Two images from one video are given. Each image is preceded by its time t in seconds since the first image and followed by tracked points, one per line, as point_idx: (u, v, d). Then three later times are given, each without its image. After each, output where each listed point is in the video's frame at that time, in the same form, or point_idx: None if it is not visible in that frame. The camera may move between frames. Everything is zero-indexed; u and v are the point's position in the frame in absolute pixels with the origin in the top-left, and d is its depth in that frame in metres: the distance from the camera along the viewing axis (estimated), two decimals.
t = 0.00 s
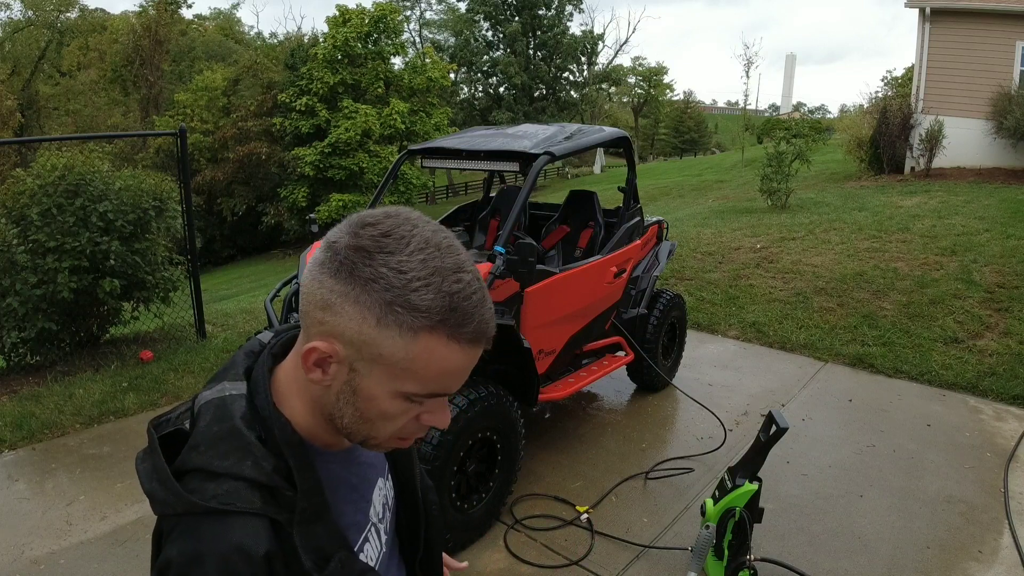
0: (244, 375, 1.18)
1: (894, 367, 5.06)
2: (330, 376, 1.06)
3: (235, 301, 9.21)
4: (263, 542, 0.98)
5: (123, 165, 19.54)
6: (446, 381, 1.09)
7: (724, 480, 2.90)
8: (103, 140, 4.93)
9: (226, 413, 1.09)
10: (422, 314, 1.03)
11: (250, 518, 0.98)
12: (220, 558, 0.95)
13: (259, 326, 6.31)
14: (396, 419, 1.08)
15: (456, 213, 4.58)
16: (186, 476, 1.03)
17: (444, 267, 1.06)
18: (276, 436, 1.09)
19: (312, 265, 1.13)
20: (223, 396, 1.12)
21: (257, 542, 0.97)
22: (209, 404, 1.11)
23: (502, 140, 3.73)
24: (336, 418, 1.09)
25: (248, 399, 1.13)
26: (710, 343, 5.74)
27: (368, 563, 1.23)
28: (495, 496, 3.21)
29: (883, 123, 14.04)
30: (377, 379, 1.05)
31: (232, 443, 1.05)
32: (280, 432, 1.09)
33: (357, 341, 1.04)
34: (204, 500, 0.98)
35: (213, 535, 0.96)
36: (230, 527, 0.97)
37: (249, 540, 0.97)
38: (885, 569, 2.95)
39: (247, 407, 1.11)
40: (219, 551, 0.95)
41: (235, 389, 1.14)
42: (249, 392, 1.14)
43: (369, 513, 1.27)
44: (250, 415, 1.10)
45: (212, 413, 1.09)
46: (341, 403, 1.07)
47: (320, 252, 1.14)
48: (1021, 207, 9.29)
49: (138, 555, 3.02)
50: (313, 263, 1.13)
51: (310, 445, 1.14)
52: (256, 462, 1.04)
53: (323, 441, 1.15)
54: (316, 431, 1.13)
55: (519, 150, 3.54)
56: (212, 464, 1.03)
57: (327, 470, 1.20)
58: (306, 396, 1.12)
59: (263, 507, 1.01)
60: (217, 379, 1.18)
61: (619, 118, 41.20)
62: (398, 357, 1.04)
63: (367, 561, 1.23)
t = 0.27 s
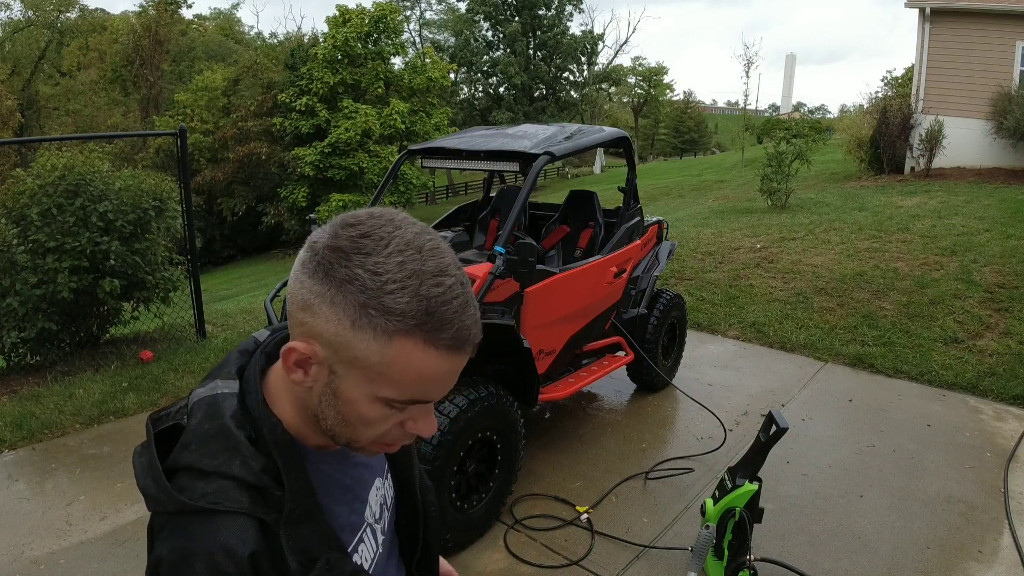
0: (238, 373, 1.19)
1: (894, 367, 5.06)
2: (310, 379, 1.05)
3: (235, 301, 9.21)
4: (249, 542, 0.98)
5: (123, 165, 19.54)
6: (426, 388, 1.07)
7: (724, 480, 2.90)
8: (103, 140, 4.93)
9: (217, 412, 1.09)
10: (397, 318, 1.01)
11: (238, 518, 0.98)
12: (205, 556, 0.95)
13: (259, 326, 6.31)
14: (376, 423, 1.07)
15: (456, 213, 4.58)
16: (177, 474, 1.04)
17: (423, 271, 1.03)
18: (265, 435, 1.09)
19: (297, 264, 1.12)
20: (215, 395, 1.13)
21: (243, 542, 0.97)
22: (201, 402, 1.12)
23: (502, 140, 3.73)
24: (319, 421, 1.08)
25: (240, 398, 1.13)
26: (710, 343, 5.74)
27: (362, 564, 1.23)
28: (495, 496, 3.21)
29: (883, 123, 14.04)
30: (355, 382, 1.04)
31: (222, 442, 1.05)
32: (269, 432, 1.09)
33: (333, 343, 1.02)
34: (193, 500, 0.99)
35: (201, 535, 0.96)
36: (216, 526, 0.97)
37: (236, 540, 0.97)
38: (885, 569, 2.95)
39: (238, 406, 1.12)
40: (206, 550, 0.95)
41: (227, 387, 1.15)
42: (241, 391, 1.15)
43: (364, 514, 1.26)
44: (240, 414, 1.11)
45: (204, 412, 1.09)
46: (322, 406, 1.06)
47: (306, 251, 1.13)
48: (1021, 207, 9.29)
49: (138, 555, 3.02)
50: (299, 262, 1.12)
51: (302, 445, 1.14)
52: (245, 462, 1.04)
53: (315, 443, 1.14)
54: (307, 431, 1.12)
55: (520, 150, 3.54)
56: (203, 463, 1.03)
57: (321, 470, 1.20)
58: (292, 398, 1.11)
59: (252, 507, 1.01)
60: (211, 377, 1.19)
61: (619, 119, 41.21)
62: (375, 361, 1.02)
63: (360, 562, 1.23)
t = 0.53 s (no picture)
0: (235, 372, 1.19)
1: (894, 367, 5.06)
2: (301, 374, 1.05)
3: (235, 301, 9.21)
4: (241, 542, 0.98)
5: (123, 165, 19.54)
6: (415, 381, 1.06)
7: (724, 480, 2.91)
8: (103, 140, 4.93)
9: (214, 411, 1.10)
10: (382, 310, 1.00)
11: (233, 517, 0.99)
12: (199, 557, 0.96)
13: (259, 326, 6.31)
14: (368, 418, 1.06)
15: (456, 213, 4.58)
16: (173, 474, 1.04)
17: (407, 263, 1.03)
18: (261, 435, 1.09)
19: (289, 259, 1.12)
20: (212, 394, 1.13)
21: (236, 543, 0.97)
22: (199, 402, 1.12)
23: (502, 140, 3.73)
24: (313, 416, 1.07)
25: (236, 397, 1.13)
26: (710, 343, 5.74)
27: (359, 563, 1.23)
28: (495, 496, 3.21)
29: (883, 123, 14.05)
30: (345, 375, 1.03)
31: (217, 442, 1.06)
32: (264, 432, 1.09)
33: (321, 337, 1.02)
34: (190, 499, 0.99)
35: (197, 532, 0.97)
36: (210, 526, 0.97)
37: (230, 539, 0.97)
38: (885, 570, 2.95)
39: (234, 405, 1.12)
40: (199, 549, 0.96)
41: (224, 386, 1.15)
42: (238, 390, 1.15)
43: (362, 513, 1.26)
44: (236, 413, 1.11)
45: (200, 411, 1.10)
46: (314, 402, 1.06)
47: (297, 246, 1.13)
48: (1020, 207, 9.30)
49: (138, 555, 3.02)
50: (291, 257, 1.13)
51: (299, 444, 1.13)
52: (241, 461, 1.04)
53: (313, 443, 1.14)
54: (304, 430, 1.12)
55: (520, 150, 3.54)
56: (198, 464, 1.03)
57: (317, 468, 1.20)
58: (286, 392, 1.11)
59: (248, 506, 1.02)
60: (208, 376, 1.20)
61: (618, 119, 41.23)
62: (361, 354, 1.01)
63: (358, 561, 1.23)
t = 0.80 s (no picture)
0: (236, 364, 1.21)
1: (894, 367, 5.06)
2: (262, 336, 1.13)
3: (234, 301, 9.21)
4: (241, 523, 0.99)
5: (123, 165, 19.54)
6: (349, 318, 1.06)
7: (724, 480, 2.90)
8: (103, 140, 4.93)
9: (214, 399, 1.11)
10: (302, 249, 1.06)
11: (234, 500, 1.00)
12: (200, 538, 0.96)
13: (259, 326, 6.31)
14: (320, 369, 1.08)
15: (456, 213, 4.58)
16: (176, 461, 1.05)
17: (324, 201, 1.09)
18: (259, 421, 1.11)
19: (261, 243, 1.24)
20: (213, 384, 1.15)
21: (236, 525, 0.98)
22: (200, 392, 1.14)
23: (502, 140, 3.73)
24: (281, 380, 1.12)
25: (236, 385, 1.15)
26: (710, 343, 5.74)
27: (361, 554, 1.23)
28: (495, 495, 3.21)
29: (883, 123, 14.05)
30: (291, 327, 1.08)
31: (218, 428, 1.07)
32: (264, 418, 1.12)
33: (267, 294, 1.09)
34: (191, 483, 0.99)
35: (198, 516, 0.98)
36: (210, 508, 0.98)
37: (229, 521, 0.98)
38: (885, 570, 2.95)
39: (234, 392, 1.13)
40: (200, 529, 0.97)
41: (224, 376, 1.18)
42: (238, 380, 1.17)
43: (363, 504, 1.27)
44: (236, 401, 1.12)
45: (201, 400, 1.11)
46: (277, 361, 1.11)
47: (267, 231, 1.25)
48: (1020, 207, 9.29)
49: (138, 555, 3.02)
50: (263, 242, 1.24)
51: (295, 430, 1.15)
52: (241, 446, 1.05)
53: (308, 428, 1.16)
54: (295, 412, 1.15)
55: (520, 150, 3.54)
56: (198, 449, 1.04)
57: (317, 458, 1.21)
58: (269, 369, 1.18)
59: (248, 490, 1.02)
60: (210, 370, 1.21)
61: (618, 118, 41.23)
62: (293, 298, 1.06)
63: (359, 552, 1.23)
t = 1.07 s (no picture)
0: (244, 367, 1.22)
1: (894, 367, 5.06)
2: (247, 325, 1.17)
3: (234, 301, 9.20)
4: (268, 523, 1.00)
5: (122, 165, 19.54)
6: (310, 270, 1.10)
7: (724, 480, 2.91)
8: (103, 140, 4.93)
9: (229, 402, 1.11)
10: (250, 218, 1.12)
11: (258, 502, 1.00)
12: (223, 540, 0.95)
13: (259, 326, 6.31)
14: (300, 331, 1.11)
15: (456, 213, 4.58)
16: (191, 464, 1.04)
17: (259, 178, 1.16)
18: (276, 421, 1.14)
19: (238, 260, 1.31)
20: (226, 387, 1.15)
21: (263, 523, 0.99)
22: (213, 395, 1.14)
23: (502, 140, 3.73)
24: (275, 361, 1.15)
25: (250, 388, 1.16)
26: (710, 343, 5.74)
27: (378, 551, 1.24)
28: (495, 495, 3.21)
29: (883, 123, 14.05)
30: (266, 299, 1.12)
31: (234, 430, 1.06)
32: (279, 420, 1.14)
33: (237, 279, 1.15)
34: (210, 486, 0.99)
35: (219, 518, 0.97)
36: (234, 507, 0.98)
37: (255, 522, 0.98)
38: (885, 570, 2.95)
39: (248, 395, 1.15)
40: (224, 533, 0.96)
41: (236, 379, 1.18)
42: (250, 383, 1.18)
43: (378, 502, 1.27)
44: (250, 403, 1.13)
45: (214, 403, 1.11)
46: (268, 343, 1.15)
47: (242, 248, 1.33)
48: (1020, 207, 9.29)
49: (138, 555, 3.01)
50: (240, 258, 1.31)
51: (308, 430, 1.19)
52: (258, 446, 1.05)
53: (321, 424, 1.20)
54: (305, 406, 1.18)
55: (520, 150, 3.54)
56: (215, 452, 1.03)
57: (330, 455, 1.22)
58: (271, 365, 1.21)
59: (269, 491, 1.03)
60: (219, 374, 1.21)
61: (618, 119, 41.26)
62: (257, 267, 1.11)
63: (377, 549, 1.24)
